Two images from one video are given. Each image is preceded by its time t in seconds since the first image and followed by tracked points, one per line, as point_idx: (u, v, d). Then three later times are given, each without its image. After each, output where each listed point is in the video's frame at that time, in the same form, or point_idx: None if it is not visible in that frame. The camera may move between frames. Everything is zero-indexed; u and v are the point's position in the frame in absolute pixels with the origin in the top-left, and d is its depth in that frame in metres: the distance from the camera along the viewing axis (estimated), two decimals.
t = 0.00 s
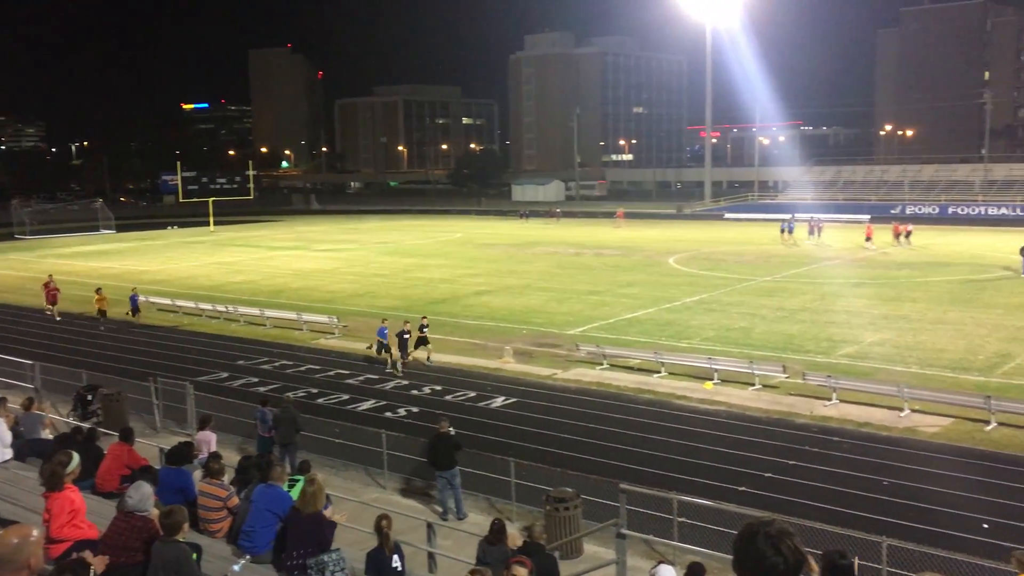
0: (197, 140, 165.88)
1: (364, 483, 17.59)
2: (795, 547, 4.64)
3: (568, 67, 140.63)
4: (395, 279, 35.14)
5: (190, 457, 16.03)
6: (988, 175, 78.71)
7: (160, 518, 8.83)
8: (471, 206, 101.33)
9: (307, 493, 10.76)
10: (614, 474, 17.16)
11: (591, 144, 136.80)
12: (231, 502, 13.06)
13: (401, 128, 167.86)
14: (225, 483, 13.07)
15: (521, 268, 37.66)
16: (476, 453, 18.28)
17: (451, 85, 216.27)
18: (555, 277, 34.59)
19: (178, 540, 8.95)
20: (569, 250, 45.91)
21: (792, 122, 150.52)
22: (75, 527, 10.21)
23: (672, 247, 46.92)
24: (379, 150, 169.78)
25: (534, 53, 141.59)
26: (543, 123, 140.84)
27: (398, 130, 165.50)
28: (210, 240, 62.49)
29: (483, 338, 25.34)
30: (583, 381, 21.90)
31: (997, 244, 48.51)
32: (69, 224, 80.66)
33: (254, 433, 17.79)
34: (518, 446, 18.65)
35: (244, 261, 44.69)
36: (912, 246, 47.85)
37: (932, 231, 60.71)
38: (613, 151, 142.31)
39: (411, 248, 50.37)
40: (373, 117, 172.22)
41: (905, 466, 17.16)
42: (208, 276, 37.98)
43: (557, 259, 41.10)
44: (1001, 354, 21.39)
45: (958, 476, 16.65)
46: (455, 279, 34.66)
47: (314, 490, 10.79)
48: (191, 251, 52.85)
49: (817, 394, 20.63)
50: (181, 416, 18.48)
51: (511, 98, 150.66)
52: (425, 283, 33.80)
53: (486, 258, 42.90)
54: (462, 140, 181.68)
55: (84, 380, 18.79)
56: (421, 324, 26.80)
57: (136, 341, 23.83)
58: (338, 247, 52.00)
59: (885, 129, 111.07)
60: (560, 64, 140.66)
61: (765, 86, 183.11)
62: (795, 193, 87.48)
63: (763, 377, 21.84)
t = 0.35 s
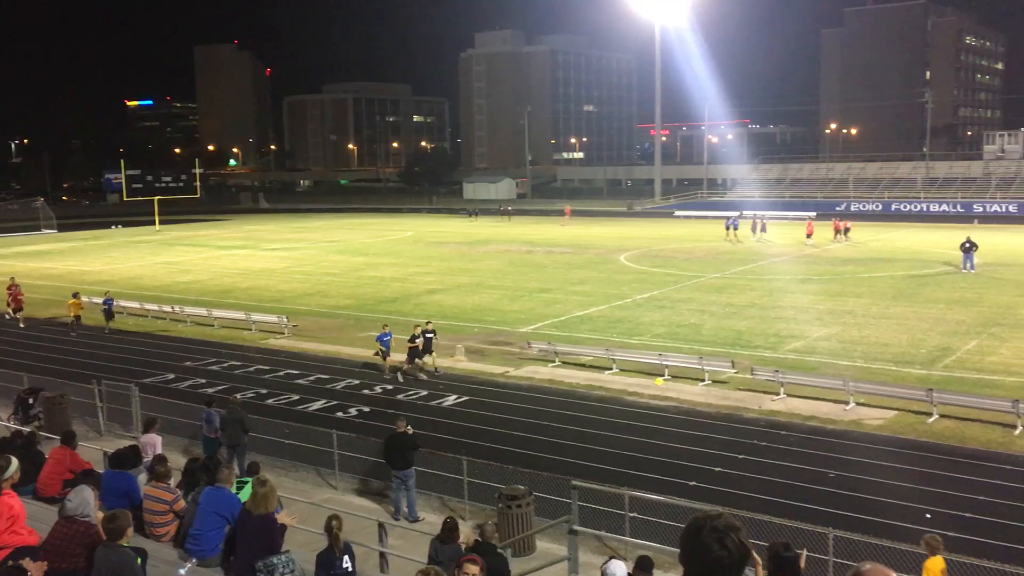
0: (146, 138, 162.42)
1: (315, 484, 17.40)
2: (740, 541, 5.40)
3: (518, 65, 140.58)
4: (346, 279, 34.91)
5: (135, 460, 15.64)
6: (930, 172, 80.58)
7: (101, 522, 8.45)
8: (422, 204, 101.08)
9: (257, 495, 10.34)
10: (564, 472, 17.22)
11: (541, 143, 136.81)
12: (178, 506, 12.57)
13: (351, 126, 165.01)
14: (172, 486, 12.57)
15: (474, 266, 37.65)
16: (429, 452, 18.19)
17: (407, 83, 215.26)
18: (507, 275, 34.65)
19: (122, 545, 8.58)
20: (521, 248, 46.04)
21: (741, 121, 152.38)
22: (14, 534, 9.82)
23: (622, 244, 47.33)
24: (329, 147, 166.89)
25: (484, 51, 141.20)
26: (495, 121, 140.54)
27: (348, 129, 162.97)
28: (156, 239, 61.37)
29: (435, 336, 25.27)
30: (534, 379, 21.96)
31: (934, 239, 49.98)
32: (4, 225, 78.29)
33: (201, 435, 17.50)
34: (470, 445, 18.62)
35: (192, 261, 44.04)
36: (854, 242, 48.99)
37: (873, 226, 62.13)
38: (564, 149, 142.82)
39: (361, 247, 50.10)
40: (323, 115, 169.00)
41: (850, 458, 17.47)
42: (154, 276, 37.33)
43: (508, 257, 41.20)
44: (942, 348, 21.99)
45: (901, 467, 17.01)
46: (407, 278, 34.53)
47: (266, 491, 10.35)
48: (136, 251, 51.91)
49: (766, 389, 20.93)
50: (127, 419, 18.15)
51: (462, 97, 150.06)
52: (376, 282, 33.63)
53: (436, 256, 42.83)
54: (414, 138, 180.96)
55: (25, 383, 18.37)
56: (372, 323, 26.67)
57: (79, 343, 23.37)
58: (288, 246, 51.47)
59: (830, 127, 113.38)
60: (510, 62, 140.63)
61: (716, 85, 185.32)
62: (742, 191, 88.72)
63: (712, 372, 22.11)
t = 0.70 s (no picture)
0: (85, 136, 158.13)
1: (258, 487, 17.15)
2: (678, 536, 5.08)
3: (462, 65, 140.02)
4: (289, 279, 34.56)
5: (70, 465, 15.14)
6: (865, 172, 82.51)
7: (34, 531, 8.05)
8: (365, 204, 100.42)
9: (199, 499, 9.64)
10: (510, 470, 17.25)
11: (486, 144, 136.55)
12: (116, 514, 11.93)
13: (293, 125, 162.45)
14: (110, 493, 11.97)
15: (418, 266, 37.55)
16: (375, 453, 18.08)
17: (355, 82, 213.42)
18: (452, 274, 34.64)
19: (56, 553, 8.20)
20: (466, 247, 46.04)
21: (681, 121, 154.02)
22: None
23: (567, 243, 47.58)
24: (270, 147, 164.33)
25: (427, 50, 140.50)
26: (441, 122, 140.06)
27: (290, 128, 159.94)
28: (90, 241, 59.82)
29: (379, 337, 25.14)
30: (479, 378, 22.01)
31: (868, 237, 51.19)
32: None
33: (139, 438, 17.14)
34: (416, 446, 18.54)
35: (129, 263, 43.10)
36: (793, 239, 49.95)
37: (809, 225, 63.33)
38: (508, 149, 143.20)
39: (305, 247, 49.58)
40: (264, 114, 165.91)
41: (790, 453, 17.78)
42: (89, 279, 36.45)
43: (453, 257, 41.17)
44: (877, 343, 22.58)
45: (836, 460, 17.41)
46: (351, 278, 34.30)
47: (207, 494, 9.66)
48: (70, 253, 50.56)
49: (708, 385, 21.24)
50: (61, 425, 17.76)
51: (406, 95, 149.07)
52: (320, 282, 33.35)
53: (381, 257, 42.55)
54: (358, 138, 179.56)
55: None
56: (314, 324, 26.48)
57: (11, 349, 22.79)
58: (228, 248, 50.67)
59: (768, 128, 115.42)
60: (454, 62, 140.12)
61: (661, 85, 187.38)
62: (682, 191, 89.69)
63: (654, 370, 22.38)
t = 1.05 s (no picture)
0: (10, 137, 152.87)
1: (189, 495, 16.81)
2: (610, 534, 4.77)
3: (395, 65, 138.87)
4: (222, 283, 34.01)
5: None
6: (794, 173, 84.38)
7: None
8: (300, 206, 99.22)
9: (123, 508, 8.84)
10: (447, 473, 17.16)
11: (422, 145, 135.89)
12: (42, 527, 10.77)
13: (224, 127, 157.53)
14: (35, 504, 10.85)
15: (355, 268, 37.28)
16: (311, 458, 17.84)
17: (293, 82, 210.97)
18: (389, 276, 34.46)
19: None
20: (402, 249, 45.88)
21: (615, 122, 155.41)
22: None
23: (503, 244, 47.71)
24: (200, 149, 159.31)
25: (362, 51, 139.28)
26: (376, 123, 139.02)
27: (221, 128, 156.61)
28: (11, 246, 57.98)
29: (315, 340, 24.88)
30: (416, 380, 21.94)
31: (798, 236, 52.39)
32: None
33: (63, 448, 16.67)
34: (353, 449, 18.37)
35: (54, 268, 41.89)
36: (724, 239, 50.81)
37: (737, 224, 64.63)
38: (444, 150, 142.80)
39: (237, 250, 48.80)
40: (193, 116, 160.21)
41: (723, 450, 18.04)
42: (11, 284, 35.31)
43: (389, 259, 40.96)
44: (807, 341, 23.10)
45: (768, 455, 17.71)
46: (286, 281, 33.90)
47: (134, 502, 8.83)
48: None
49: (644, 384, 21.49)
50: None
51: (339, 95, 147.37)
52: (254, 286, 32.88)
53: (315, 259, 42.11)
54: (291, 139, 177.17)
55: None
56: (248, 328, 26.09)
57: None
58: (158, 251, 49.57)
59: (700, 129, 117.17)
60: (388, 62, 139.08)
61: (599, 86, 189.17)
62: (617, 192, 90.69)
63: (591, 370, 22.56)
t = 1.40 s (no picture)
0: None
1: (113, 502, 16.37)
2: (537, 531, 4.67)
3: (324, 61, 136.94)
4: (146, 283, 33.26)
5: None
6: (720, 168, 86.10)
7: None
8: (227, 204, 97.48)
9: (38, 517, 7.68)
10: (379, 472, 17.01)
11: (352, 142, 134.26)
12: None
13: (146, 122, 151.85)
14: None
15: (285, 267, 36.82)
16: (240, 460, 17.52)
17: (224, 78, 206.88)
18: (320, 275, 34.13)
19: None
20: (332, 247, 45.50)
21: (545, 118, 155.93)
22: None
23: (435, 241, 47.64)
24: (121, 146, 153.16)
25: (287, 47, 136.66)
26: (305, 120, 137.04)
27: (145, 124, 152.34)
28: None
29: (243, 341, 24.53)
30: (348, 379, 21.78)
31: (725, 231, 53.43)
32: None
33: None
34: (283, 450, 18.11)
35: None
36: (652, 234, 51.52)
37: (664, 220, 65.43)
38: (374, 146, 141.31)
39: (160, 250, 47.70)
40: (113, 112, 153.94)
41: (653, 442, 18.27)
42: None
43: (319, 257, 40.55)
44: (734, 333, 23.56)
45: (696, 447, 18.00)
46: (214, 281, 33.32)
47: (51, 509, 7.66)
48: None
49: (575, 379, 21.68)
50: None
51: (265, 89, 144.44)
52: (180, 286, 32.24)
53: (243, 258, 41.50)
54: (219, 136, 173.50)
55: None
56: (174, 329, 25.59)
57: None
58: (77, 252, 48.17)
59: (629, 125, 118.45)
60: (316, 58, 136.89)
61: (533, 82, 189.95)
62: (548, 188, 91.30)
63: (523, 365, 22.68)
